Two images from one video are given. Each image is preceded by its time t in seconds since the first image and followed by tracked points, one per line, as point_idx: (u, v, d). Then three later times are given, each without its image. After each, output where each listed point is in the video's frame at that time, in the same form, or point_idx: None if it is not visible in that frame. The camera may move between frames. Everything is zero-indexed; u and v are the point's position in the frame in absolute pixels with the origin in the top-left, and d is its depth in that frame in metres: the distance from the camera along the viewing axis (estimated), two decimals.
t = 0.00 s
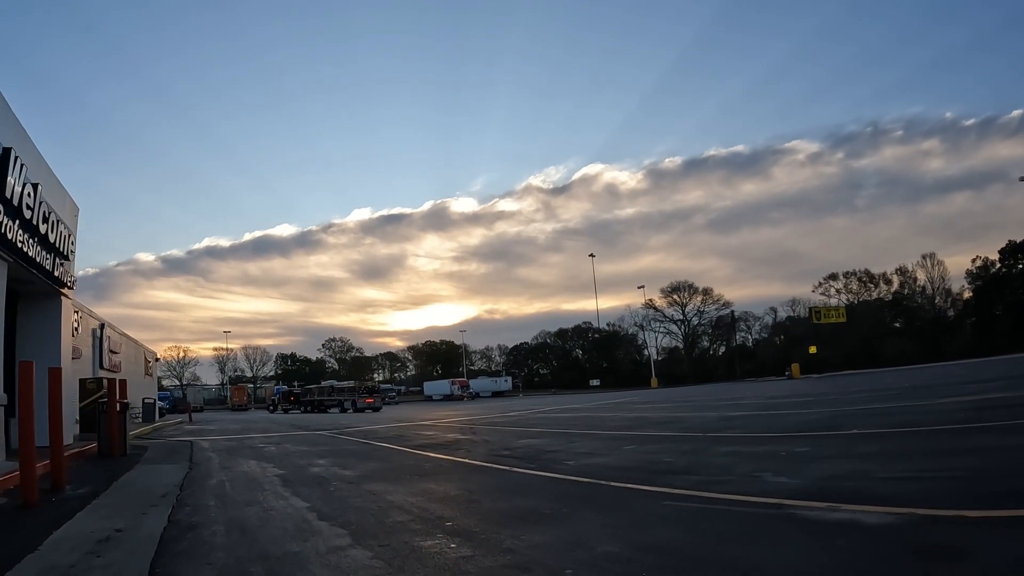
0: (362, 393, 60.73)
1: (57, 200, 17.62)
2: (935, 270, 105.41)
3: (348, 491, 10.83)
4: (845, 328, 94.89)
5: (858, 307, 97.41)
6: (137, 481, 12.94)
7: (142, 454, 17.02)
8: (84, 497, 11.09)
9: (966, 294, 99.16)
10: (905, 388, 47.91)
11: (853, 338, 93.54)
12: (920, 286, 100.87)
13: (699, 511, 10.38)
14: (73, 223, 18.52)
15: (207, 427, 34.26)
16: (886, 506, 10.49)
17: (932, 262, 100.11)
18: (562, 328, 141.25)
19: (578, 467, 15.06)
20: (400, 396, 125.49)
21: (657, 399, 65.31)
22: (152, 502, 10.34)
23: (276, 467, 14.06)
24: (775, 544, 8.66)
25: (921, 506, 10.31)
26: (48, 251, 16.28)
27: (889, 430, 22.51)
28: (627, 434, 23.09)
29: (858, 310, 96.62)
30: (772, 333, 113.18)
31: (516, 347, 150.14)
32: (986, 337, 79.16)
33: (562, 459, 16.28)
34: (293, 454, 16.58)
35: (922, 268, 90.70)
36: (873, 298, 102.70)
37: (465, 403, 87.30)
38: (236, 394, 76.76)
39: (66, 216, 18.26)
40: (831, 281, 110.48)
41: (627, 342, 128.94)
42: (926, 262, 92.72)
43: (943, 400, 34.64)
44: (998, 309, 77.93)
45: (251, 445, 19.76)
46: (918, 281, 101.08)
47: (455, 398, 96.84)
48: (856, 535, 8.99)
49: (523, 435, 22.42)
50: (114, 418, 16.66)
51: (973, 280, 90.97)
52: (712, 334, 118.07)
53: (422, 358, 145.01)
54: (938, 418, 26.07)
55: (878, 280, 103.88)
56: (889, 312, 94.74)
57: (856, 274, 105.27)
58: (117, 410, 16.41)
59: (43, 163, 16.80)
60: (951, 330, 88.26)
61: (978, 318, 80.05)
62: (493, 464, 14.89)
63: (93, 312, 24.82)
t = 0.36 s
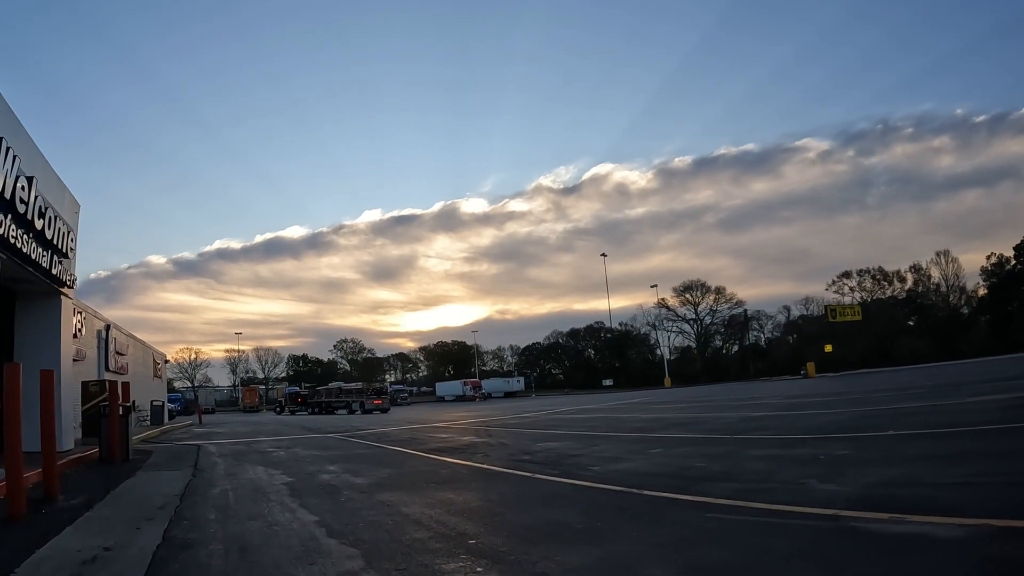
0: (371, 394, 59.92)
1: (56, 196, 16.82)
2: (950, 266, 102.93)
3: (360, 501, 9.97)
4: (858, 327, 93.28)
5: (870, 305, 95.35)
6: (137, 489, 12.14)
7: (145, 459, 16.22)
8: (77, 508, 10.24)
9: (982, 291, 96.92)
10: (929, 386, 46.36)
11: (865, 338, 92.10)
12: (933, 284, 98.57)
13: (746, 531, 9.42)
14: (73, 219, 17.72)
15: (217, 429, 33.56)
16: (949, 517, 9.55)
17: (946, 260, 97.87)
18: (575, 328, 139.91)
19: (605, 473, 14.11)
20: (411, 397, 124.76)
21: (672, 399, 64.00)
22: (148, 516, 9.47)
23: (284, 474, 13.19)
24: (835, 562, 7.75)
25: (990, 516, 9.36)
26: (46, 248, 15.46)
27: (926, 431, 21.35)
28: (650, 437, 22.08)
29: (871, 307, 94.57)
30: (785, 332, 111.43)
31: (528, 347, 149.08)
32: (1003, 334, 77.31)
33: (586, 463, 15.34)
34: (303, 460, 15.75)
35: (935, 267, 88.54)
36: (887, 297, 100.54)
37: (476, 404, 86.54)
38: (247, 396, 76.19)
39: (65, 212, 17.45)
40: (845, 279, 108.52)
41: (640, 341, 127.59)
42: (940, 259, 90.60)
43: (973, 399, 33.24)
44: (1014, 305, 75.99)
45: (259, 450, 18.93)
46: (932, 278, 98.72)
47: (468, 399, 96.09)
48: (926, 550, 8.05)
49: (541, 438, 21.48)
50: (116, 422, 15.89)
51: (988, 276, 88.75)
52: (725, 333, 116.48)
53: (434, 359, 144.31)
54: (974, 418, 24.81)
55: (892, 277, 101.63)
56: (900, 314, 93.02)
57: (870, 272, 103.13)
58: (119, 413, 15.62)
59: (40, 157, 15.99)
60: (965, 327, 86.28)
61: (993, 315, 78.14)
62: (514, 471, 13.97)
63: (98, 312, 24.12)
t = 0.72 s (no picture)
0: (396, 394, 59.52)
1: (71, 191, 16.23)
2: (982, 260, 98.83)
3: (390, 511, 9.06)
4: (891, 322, 90.39)
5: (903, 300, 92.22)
6: (154, 497, 11.43)
7: (164, 465, 15.65)
8: (88, 518, 9.52)
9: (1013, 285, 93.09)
10: (976, 381, 44.10)
11: (898, 334, 89.25)
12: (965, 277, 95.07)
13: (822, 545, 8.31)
14: (89, 216, 17.15)
15: (244, 431, 33.12)
16: None
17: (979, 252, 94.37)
18: (603, 326, 138.18)
19: (652, 476, 13.04)
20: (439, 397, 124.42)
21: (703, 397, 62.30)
22: (160, 528, 8.70)
23: (309, 479, 12.39)
24: None
25: None
26: (59, 245, 14.82)
27: (989, 428, 19.78)
28: (691, 436, 20.91)
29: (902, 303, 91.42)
30: (815, 328, 108.78)
31: (556, 345, 147.79)
32: None
33: (630, 466, 14.26)
34: (330, 463, 14.94)
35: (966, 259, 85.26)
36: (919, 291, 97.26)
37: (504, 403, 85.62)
38: (276, 396, 76.41)
39: (81, 209, 16.86)
40: (874, 273, 105.45)
41: (669, 339, 125.62)
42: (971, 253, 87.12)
43: None
44: None
45: (285, 453, 18.21)
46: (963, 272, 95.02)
47: (496, 398, 95.48)
48: None
49: (577, 439, 20.44)
50: (135, 427, 15.33)
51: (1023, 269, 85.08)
52: (755, 330, 113.99)
53: (461, 358, 143.93)
54: None
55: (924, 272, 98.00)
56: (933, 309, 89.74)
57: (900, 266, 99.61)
58: (139, 417, 15.09)
59: (54, 151, 15.39)
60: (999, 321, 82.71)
61: None
62: (553, 475, 13.00)
63: (120, 313, 24.00)
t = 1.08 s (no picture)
0: (409, 393, 58.90)
1: (73, 182, 15.59)
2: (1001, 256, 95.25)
3: (406, 517, 8.26)
4: (908, 319, 87.71)
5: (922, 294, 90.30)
6: (153, 501, 10.70)
7: (170, 465, 15.09)
8: (78, 526, 8.81)
9: None
10: (1009, 376, 42.47)
11: (915, 330, 86.56)
12: (984, 274, 92.26)
13: (888, 556, 7.40)
14: (93, 208, 16.53)
15: (257, 430, 32.59)
16: None
17: (997, 247, 91.58)
18: (619, 323, 136.83)
19: (686, 477, 12.13)
20: (455, 395, 123.95)
21: (723, 395, 61.01)
22: (154, 536, 7.98)
23: (319, 481, 11.64)
24: None
25: None
26: (60, 237, 14.14)
27: None
28: (720, 434, 19.90)
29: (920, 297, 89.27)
30: (832, 325, 106.74)
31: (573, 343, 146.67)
32: None
33: (661, 466, 13.35)
34: (341, 464, 14.18)
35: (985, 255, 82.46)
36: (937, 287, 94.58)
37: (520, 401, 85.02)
38: (292, 396, 76.15)
39: (84, 201, 16.18)
40: (892, 270, 103.05)
41: (685, 336, 124.09)
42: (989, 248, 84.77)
43: None
44: None
45: (297, 453, 17.50)
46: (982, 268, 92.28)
47: (512, 396, 94.82)
48: None
49: (600, 437, 19.54)
50: (140, 428, 14.67)
51: None
52: (771, 326, 112.20)
53: (477, 357, 143.35)
54: None
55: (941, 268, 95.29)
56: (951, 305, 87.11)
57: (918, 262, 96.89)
58: (143, 416, 14.54)
59: (54, 140, 14.72)
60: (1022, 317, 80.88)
61: None
62: (579, 476, 12.15)
63: (130, 311, 23.72)
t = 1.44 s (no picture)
0: (422, 392, 58.30)
1: (74, 174, 14.96)
2: None
3: (424, 528, 7.45)
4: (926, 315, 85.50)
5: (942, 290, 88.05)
6: (154, 508, 10.00)
7: (177, 469, 14.50)
8: (68, 539, 8.11)
9: None
10: None
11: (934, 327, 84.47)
12: (1005, 268, 89.52)
13: (971, 569, 6.47)
14: (96, 201, 15.89)
15: (271, 431, 32.02)
16: None
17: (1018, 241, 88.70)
18: (636, 321, 135.35)
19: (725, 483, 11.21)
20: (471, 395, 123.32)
21: (743, 393, 59.64)
22: (146, 551, 7.24)
23: (332, 486, 10.87)
24: None
25: None
26: (59, 230, 13.50)
27: None
28: (751, 434, 18.94)
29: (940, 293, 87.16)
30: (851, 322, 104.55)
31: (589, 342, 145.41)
32: None
33: (695, 469, 12.44)
34: (355, 467, 13.43)
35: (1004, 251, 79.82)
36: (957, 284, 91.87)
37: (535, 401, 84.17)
38: (309, 396, 75.84)
39: (86, 194, 15.55)
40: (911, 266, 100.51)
41: (702, 334, 122.34)
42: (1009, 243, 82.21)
43: None
44: None
45: (310, 455, 16.80)
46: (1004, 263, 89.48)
47: (530, 395, 94.14)
48: None
49: (625, 438, 18.64)
50: (145, 429, 14.01)
51: None
52: (789, 325, 109.68)
53: (494, 356, 142.60)
54: None
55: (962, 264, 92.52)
56: (967, 301, 84.70)
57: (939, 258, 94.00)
58: (148, 418, 13.97)
59: (54, 129, 14.09)
60: None
61: None
62: (610, 480, 11.26)
63: (139, 310, 23.28)
